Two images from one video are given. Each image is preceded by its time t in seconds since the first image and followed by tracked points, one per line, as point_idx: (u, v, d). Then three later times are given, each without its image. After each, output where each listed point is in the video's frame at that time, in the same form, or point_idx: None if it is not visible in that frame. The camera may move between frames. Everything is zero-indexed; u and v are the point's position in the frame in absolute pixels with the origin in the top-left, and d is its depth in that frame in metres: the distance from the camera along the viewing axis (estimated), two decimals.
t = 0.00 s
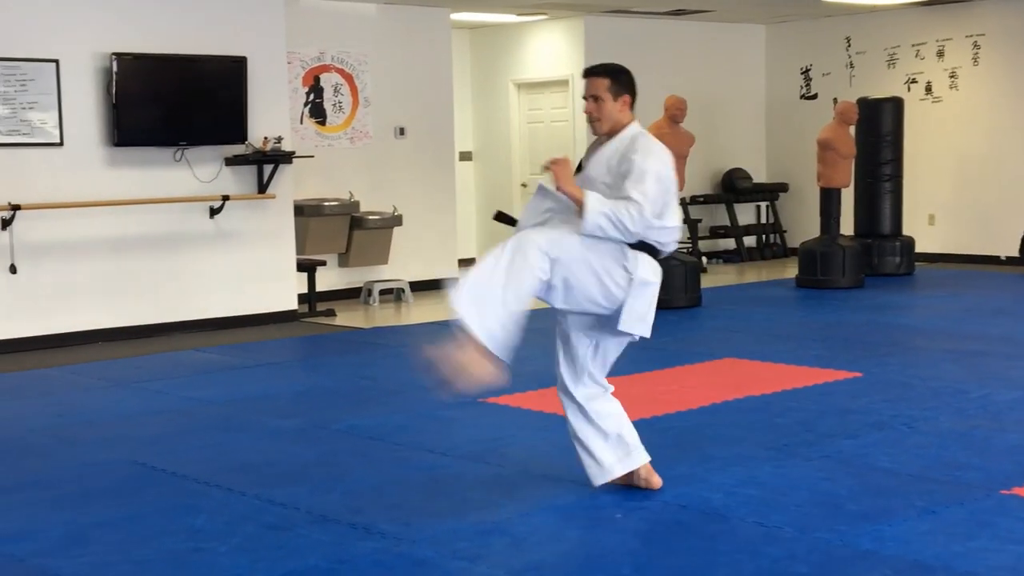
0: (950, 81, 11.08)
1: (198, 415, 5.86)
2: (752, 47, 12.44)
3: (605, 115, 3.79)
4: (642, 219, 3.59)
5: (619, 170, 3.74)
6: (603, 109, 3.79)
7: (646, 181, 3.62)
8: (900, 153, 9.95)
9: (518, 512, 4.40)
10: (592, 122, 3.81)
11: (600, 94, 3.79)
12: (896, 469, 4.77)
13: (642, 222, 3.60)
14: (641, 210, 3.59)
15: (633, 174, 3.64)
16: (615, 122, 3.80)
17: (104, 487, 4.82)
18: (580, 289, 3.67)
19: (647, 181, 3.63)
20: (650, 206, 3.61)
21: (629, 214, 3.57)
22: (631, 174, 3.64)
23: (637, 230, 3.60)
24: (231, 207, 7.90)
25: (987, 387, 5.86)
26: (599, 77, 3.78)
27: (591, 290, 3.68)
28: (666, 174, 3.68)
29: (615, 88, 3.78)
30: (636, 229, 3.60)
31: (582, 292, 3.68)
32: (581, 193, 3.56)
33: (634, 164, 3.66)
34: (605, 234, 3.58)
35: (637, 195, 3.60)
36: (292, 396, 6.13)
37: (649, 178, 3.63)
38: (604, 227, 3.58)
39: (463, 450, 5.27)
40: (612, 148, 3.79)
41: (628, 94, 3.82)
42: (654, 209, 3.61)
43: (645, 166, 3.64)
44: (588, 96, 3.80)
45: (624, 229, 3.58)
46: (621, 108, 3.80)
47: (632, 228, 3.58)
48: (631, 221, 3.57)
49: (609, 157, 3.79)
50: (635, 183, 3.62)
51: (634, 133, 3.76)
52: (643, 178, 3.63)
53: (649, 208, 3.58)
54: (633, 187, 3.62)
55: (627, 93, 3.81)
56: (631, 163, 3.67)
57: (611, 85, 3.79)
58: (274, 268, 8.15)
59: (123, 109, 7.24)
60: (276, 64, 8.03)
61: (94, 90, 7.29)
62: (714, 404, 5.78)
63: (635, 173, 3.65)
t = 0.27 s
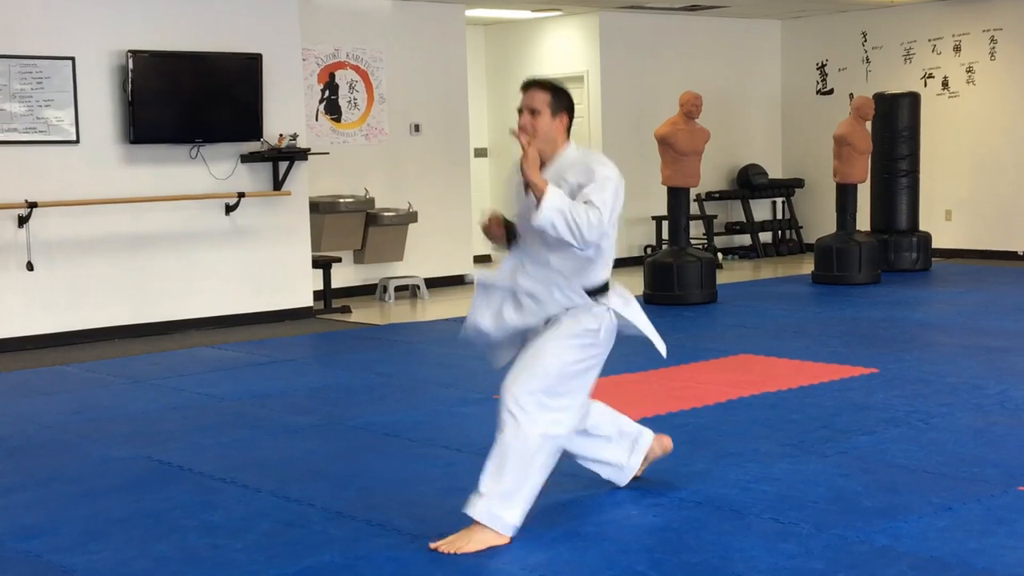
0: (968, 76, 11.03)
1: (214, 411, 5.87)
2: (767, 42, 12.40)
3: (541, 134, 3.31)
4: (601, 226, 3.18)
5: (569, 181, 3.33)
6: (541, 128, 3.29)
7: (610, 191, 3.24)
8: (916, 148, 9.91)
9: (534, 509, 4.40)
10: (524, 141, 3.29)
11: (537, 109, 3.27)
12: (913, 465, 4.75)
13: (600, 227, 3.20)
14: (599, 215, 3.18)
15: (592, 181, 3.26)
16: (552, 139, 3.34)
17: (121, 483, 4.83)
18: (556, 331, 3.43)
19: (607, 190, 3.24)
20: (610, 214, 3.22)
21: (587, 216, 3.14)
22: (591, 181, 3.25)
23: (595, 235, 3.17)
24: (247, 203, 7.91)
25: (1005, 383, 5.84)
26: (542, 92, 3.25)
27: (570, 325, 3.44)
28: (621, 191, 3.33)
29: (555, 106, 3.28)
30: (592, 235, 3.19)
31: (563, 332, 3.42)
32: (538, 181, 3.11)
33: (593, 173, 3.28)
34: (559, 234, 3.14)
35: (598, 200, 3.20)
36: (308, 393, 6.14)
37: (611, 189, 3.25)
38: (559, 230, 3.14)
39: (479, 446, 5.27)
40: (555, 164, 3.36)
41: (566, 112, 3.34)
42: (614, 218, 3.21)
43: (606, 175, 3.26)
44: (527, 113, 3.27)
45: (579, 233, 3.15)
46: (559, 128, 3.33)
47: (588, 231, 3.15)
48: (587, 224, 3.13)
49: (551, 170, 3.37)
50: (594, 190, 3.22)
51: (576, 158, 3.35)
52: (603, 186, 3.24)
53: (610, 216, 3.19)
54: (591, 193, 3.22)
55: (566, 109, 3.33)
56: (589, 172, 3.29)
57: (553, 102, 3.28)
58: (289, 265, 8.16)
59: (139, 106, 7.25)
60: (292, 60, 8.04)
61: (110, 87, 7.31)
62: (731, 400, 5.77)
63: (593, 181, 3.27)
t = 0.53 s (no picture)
0: (975, 71, 11.00)
1: (221, 407, 5.88)
2: (773, 38, 12.39)
3: (532, 145, 3.32)
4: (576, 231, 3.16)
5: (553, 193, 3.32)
6: (532, 139, 3.30)
7: (590, 196, 3.23)
8: (923, 143, 9.89)
9: (541, 504, 4.40)
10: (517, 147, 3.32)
11: (530, 118, 3.30)
12: (920, 461, 4.74)
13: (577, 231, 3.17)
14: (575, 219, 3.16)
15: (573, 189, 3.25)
16: (542, 151, 3.35)
17: (128, 479, 4.84)
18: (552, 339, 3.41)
19: (588, 197, 3.23)
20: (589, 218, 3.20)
21: (563, 217, 3.13)
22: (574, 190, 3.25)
23: (570, 237, 3.15)
24: (253, 200, 7.91)
25: (1012, 379, 5.83)
26: (534, 102, 3.29)
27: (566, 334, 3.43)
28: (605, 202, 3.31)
29: (547, 116, 3.30)
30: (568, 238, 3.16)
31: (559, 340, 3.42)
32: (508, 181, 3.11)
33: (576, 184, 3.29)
34: (531, 234, 3.11)
35: (577, 204, 3.19)
36: (314, 389, 6.14)
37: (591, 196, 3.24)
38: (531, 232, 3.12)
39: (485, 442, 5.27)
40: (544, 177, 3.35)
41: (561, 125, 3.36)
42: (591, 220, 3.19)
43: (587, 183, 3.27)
44: (518, 123, 3.29)
45: (554, 235, 3.12)
46: (551, 139, 3.34)
47: (563, 233, 3.12)
48: (561, 227, 3.12)
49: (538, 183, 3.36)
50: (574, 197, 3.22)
51: (564, 169, 3.34)
52: (584, 193, 3.24)
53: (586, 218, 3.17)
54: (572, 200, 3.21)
55: (558, 121, 3.35)
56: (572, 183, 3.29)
57: (545, 111, 3.31)
58: (295, 262, 8.16)
59: (146, 103, 7.25)
60: (298, 56, 8.04)
61: (116, 84, 7.31)
62: (738, 396, 5.77)
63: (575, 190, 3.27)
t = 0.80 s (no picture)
0: (974, 68, 11.00)
1: (220, 405, 5.87)
2: (773, 35, 12.38)
3: (542, 95, 3.53)
4: (583, 206, 3.36)
5: (561, 154, 3.49)
6: (541, 91, 3.51)
7: (588, 161, 3.37)
8: (923, 140, 9.89)
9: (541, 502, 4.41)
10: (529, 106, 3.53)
11: (537, 74, 3.51)
12: (920, 459, 4.74)
13: (583, 201, 3.36)
14: (579, 192, 3.34)
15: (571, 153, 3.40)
16: (553, 102, 3.54)
17: (127, 477, 4.84)
18: (554, 298, 3.51)
19: (587, 162, 3.37)
20: (591, 185, 3.36)
21: (565, 197, 3.33)
22: (573, 154, 3.40)
23: (578, 216, 3.36)
24: (252, 197, 7.91)
25: (1012, 376, 5.83)
26: (539, 57, 3.49)
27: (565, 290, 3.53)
28: (609, 156, 3.44)
29: (554, 67, 3.50)
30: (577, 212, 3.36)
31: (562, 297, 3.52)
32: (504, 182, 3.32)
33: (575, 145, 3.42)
34: (543, 226, 3.35)
35: (577, 176, 3.35)
36: (313, 387, 6.14)
37: (589, 158, 3.38)
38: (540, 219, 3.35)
39: (484, 440, 5.27)
40: (556, 129, 3.54)
41: (569, 75, 3.54)
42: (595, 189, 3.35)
43: (582, 144, 3.40)
44: (526, 76, 3.52)
45: (562, 216, 3.34)
46: (560, 89, 3.53)
47: (570, 216, 3.34)
48: (568, 211, 3.33)
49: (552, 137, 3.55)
50: (573, 165, 3.37)
51: (573, 119, 3.52)
52: (585, 157, 3.38)
53: (588, 190, 3.33)
54: (571, 170, 3.37)
55: (568, 72, 3.53)
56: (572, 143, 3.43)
57: (551, 64, 3.51)
58: (294, 260, 8.16)
59: (145, 101, 7.24)
60: (297, 54, 8.04)
61: (115, 82, 7.31)
62: (737, 393, 5.77)
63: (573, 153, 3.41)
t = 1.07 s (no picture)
0: (963, 71, 11.04)
1: (210, 407, 5.86)
2: (763, 38, 12.40)
3: (576, 97, 3.63)
4: (613, 208, 3.46)
5: (591, 155, 3.58)
6: (575, 91, 3.62)
7: (618, 164, 3.46)
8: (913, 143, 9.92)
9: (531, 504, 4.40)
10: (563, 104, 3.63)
11: (572, 75, 3.61)
12: (909, 460, 4.75)
13: (614, 203, 3.45)
14: (609, 194, 3.44)
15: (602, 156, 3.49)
16: (586, 103, 3.64)
17: (117, 479, 4.82)
18: (569, 301, 3.60)
19: (618, 165, 3.47)
20: (621, 188, 3.46)
21: (596, 199, 3.42)
22: (603, 156, 3.49)
23: (608, 217, 3.45)
24: (242, 199, 7.90)
25: (1001, 378, 5.84)
26: (575, 57, 3.59)
27: (580, 292, 3.61)
28: (640, 159, 3.53)
29: (588, 70, 3.60)
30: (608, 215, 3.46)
31: (578, 299, 3.60)
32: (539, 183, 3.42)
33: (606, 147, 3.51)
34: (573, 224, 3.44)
35: (608, 179, 3.44)
36: (303, 388, 6.13)
37: (620, 162, 3.47)
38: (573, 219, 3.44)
39: (474, 441, 5.26)
40: (587, 129, 3.63)
41: (603, 77, 3.64)
42: (625, 192, 3.45)
43: (613, 147, 3.49)
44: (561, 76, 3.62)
45: (593, 217, 3.44)
46: (593, 91, 3.62)
47: (601, 216, 3.44)
48: (598, 211, 3.42)
49: (583, 138, 3.64)
50: (604, 168, 3.46)
51: (606, 121, 3.61)
52: (616, 160, 3.47)
53: (619, 192, 3.43)
54: (603, 172, 3.46)
55: (601, 74, 3.63)
56: (602, 146, 3.52)
57: (586, 66, 3.61)
58: (285, 261, 8.15)
59: (134, 102, 7.23)
60: (287, 55, 8.03)
61: (105, 83, 7.29)
62: (727, 395, 5.77)
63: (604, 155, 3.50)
